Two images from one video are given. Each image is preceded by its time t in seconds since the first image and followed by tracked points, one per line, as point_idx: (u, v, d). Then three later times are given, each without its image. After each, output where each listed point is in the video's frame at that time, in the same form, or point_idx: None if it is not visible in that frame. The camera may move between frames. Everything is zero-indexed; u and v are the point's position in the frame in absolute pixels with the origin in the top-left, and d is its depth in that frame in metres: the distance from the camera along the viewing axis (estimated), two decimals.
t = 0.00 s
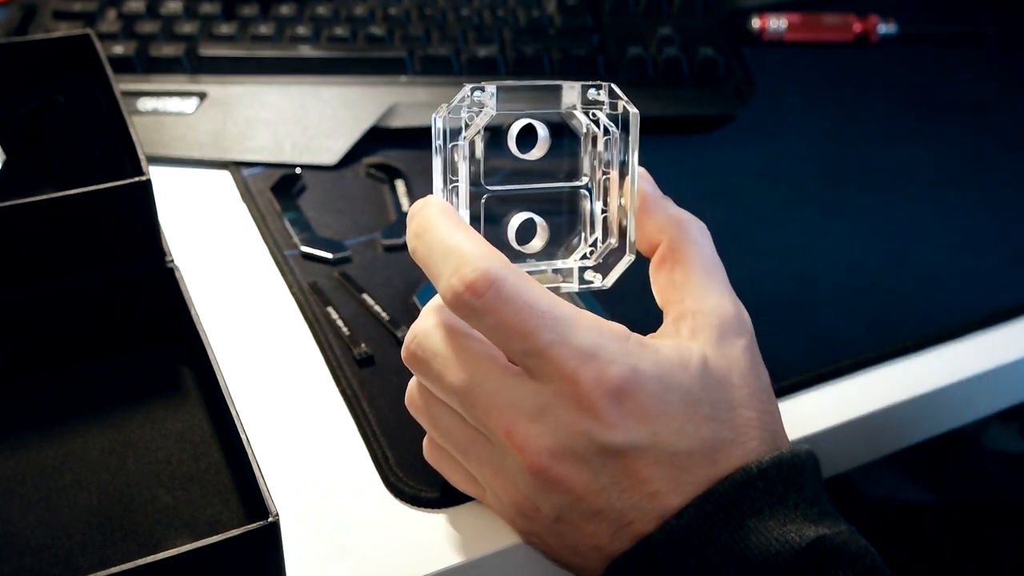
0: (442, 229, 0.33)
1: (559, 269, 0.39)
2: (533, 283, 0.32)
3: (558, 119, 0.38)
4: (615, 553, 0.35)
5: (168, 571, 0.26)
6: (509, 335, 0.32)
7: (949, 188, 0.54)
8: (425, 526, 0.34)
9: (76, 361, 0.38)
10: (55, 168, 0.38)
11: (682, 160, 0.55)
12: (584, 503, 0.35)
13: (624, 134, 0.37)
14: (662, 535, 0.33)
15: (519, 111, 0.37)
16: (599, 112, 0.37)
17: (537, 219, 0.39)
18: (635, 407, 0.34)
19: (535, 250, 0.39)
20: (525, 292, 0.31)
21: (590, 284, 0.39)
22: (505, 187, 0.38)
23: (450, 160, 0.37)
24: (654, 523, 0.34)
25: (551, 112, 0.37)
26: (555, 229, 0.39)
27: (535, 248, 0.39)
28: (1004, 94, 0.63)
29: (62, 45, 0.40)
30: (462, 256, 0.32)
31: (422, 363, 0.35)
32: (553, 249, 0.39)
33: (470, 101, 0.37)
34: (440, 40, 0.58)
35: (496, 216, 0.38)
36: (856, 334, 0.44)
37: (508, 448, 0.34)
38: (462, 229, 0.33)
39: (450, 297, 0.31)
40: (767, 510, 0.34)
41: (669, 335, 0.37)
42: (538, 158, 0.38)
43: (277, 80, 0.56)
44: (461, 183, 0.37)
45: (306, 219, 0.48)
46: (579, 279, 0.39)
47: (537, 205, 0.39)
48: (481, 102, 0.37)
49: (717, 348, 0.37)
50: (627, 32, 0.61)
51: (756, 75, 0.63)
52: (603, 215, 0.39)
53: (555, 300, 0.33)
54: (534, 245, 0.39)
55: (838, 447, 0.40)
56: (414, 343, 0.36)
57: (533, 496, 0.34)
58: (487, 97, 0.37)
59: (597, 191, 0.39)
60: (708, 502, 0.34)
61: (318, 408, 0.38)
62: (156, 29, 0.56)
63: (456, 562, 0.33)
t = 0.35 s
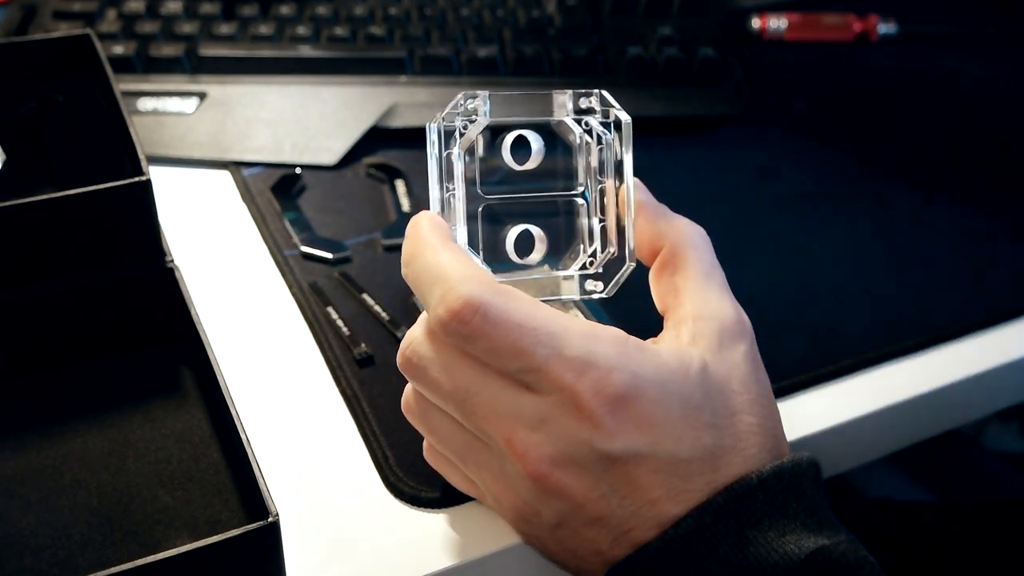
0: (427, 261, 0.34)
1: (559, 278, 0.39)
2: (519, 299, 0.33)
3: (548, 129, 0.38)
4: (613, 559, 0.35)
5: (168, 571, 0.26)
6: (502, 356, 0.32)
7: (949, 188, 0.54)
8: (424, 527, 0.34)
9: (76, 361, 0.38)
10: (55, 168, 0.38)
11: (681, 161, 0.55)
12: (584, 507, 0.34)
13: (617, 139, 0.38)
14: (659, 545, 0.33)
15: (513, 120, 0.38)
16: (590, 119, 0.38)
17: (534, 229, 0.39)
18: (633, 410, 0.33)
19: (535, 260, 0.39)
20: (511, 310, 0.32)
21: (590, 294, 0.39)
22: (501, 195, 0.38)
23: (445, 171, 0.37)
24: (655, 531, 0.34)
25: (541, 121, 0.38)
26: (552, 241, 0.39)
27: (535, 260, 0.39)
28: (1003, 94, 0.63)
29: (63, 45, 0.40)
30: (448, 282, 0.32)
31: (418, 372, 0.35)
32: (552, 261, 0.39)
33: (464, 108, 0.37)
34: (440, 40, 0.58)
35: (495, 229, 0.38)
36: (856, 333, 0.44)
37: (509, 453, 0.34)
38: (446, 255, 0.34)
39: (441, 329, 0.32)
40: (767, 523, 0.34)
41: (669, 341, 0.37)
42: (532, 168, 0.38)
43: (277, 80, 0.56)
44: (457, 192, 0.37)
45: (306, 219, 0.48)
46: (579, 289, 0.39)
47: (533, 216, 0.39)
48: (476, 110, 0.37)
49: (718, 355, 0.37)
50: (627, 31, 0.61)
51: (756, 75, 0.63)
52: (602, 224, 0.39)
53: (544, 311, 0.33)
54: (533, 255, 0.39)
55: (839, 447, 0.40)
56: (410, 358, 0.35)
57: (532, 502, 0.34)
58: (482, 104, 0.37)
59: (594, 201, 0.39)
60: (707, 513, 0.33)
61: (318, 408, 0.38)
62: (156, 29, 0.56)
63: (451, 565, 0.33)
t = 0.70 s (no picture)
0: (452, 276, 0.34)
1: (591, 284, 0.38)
2: (543, 314, 0.33)
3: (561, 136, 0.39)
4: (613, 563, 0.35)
5: (168, 571, 0.26)
6: (521, 371, 0.32)
7: (949, 188, 0.54)
8: (424, 527, 0.34)
9: (76, 361, 0.38)
10: (55, 168, 0.38)
11: (681, 161, 0.55)
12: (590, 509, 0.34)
13: (636, 138, 0.39)
14: (665, 552, 0.33)
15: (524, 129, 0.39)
16: (607, 122, 0.39)
17: (562, 239, 0.39)
18: (640, 414, 0.33)
19: (567, 267, 0.39)
20: (531, 325, 0.32)
21: (627, 294, 0.38)
22: (525, 203, 0.38)
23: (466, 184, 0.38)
24: (664, 538, 0.34)
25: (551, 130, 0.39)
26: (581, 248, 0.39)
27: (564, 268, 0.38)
28: (1003, 95, 0.63)
29: (63, 45, 0.40)
30: (466, 300, 0.33)
31: (438, 371, 0.35)
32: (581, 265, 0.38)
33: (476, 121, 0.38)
34: (441, 40, 0.58)
35: (522, 239, 0.38)
36: (856, 334, 0.44)
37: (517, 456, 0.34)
38: (471, 270, 0.34)
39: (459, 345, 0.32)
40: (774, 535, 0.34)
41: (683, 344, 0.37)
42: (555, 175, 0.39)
43: (277, 80, 0.56)
44: (481, 203, 0.38)
45: (306, 219, 0.49)
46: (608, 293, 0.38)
47: (561, 224, 0.39)
48: (491, 122, 0.38)
49: (735, 366, 0.37)
50: (627, 32, 0.61)
51: (756, 75, 0.63)
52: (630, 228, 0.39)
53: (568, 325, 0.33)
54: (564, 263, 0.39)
55: (837, 447, 0.41)
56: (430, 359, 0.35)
57: (538, 507, 0.34)
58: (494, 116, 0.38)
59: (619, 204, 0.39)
60: (713, 523, 0.33)
61: (318, 409, 0.38)
62: (156, 29, 0.56)
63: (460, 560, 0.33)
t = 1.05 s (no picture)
0: (508, 263, 0.34)
1: (632, 284, 0.40)
2: (600, 301, 0.33)
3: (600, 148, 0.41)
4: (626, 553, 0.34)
5: (168, 571, 0.26)
6: (568, 353, 0.32)
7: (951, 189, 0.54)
8: (424, 527, 0.34)
9: (76, 361, 0.38)
10: (54, 168, 0.38)
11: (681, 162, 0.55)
12: (599, 509, 0.34)
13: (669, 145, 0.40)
14: (671, 546, 0.33)
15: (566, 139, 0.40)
16: (639, 131, 0.41)
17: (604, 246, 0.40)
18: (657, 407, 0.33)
19: (610, 273, 0.40)
20: (584, 309, 0.32)
21: (670, 297, 0.39)
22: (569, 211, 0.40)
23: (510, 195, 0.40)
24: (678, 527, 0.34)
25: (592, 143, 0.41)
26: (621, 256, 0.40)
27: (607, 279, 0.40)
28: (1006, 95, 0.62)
29: (64, 45, 0.40)
30: (520, 282, 0.32)
31: (474, 346, 0.34)
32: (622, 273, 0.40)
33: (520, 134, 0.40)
34: (440, 40, 0.58)
35: (564, 245, 0.39)
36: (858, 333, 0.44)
37: (547, 436, 0.34)
38: (528, 261, 0.34)
39: (506, 318, 0.32)
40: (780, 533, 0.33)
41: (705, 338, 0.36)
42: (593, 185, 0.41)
43: (277, 80, 0.56)
44: (528, 208, 0.39)
45: (306, 219, 0.49)
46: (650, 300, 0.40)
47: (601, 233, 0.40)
48: (532, 131, 0.40)
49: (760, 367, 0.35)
50: (627, 31, 0.61)
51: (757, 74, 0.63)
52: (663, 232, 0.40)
53: (623, 316, 0.33)
54: (607, 268, 0.40)
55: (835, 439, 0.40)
56: (470, 331, 0.34)
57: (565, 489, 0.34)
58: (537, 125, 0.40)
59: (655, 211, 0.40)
60: (721, 516, 0.33)
61: (318, 408, 0.38)
62: (156, 29, 0.56)
63: (464, 558, 0.33)
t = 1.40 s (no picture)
0: (539, 262, 0.33)
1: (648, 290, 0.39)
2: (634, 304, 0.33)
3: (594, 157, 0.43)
4: (638, 556, 0.34)
5: (168, 571, 0.26)
6: (606, 351, 0.32)
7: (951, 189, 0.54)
8: (424, 527, 0.34)
9: (75, 361, 0.38)
10: (54, 168, 0.38)
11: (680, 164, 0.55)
12: (620, 509, 0.34)
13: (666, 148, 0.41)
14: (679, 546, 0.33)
15: (564, 156, 0.43)
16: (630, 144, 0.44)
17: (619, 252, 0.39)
18: (667, 406, 0.33)
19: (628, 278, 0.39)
20: (625, 308, 0.32)
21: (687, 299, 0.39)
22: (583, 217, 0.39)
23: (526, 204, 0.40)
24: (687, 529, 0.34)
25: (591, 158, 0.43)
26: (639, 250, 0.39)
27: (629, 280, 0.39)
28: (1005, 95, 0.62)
29: (64, 45, 0.40)
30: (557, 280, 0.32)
31: (498, 345, 0.34)
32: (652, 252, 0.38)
33: (517, 159, 0.44)
34: (440, 40, 0.58)
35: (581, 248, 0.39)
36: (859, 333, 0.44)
37: (570, 435, 0.34)
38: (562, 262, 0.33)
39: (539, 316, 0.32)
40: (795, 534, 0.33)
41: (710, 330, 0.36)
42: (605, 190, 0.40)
43: (277, 80, 0.56)
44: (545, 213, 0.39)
45: (306, 219, 0.49)
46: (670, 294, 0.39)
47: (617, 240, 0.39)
48: (534, 147, 0.43)
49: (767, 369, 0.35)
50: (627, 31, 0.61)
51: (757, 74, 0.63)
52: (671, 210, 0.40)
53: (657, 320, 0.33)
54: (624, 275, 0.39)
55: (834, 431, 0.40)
56: (494, 330, 0.34)
57: (582, 490, 0.34)
58: (535, 146, 0.43)
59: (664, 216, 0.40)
60: (731, 523, 0.33)
61: (319, 408, 0.38)
62: (155, 29, 0.56)
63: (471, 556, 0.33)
